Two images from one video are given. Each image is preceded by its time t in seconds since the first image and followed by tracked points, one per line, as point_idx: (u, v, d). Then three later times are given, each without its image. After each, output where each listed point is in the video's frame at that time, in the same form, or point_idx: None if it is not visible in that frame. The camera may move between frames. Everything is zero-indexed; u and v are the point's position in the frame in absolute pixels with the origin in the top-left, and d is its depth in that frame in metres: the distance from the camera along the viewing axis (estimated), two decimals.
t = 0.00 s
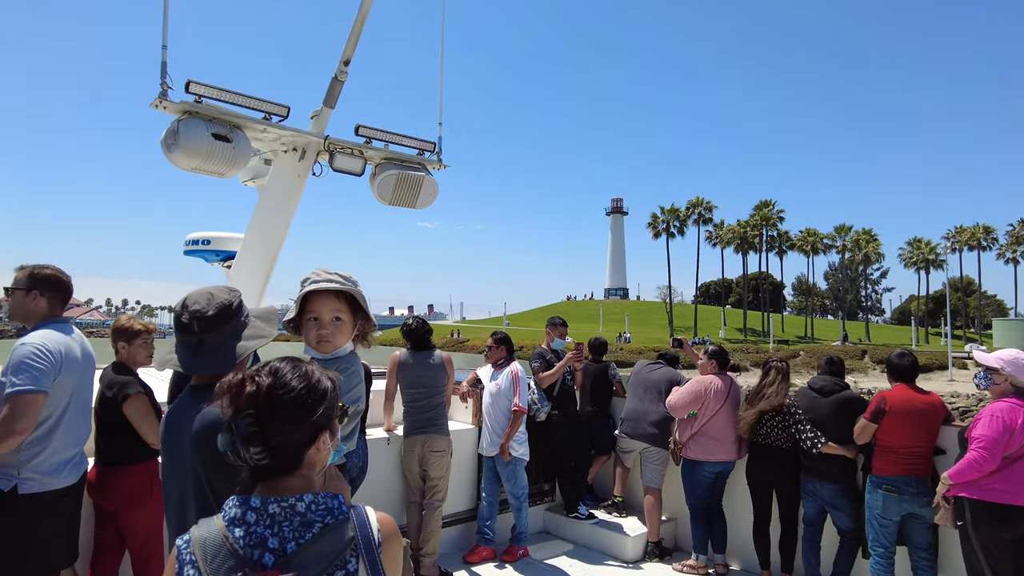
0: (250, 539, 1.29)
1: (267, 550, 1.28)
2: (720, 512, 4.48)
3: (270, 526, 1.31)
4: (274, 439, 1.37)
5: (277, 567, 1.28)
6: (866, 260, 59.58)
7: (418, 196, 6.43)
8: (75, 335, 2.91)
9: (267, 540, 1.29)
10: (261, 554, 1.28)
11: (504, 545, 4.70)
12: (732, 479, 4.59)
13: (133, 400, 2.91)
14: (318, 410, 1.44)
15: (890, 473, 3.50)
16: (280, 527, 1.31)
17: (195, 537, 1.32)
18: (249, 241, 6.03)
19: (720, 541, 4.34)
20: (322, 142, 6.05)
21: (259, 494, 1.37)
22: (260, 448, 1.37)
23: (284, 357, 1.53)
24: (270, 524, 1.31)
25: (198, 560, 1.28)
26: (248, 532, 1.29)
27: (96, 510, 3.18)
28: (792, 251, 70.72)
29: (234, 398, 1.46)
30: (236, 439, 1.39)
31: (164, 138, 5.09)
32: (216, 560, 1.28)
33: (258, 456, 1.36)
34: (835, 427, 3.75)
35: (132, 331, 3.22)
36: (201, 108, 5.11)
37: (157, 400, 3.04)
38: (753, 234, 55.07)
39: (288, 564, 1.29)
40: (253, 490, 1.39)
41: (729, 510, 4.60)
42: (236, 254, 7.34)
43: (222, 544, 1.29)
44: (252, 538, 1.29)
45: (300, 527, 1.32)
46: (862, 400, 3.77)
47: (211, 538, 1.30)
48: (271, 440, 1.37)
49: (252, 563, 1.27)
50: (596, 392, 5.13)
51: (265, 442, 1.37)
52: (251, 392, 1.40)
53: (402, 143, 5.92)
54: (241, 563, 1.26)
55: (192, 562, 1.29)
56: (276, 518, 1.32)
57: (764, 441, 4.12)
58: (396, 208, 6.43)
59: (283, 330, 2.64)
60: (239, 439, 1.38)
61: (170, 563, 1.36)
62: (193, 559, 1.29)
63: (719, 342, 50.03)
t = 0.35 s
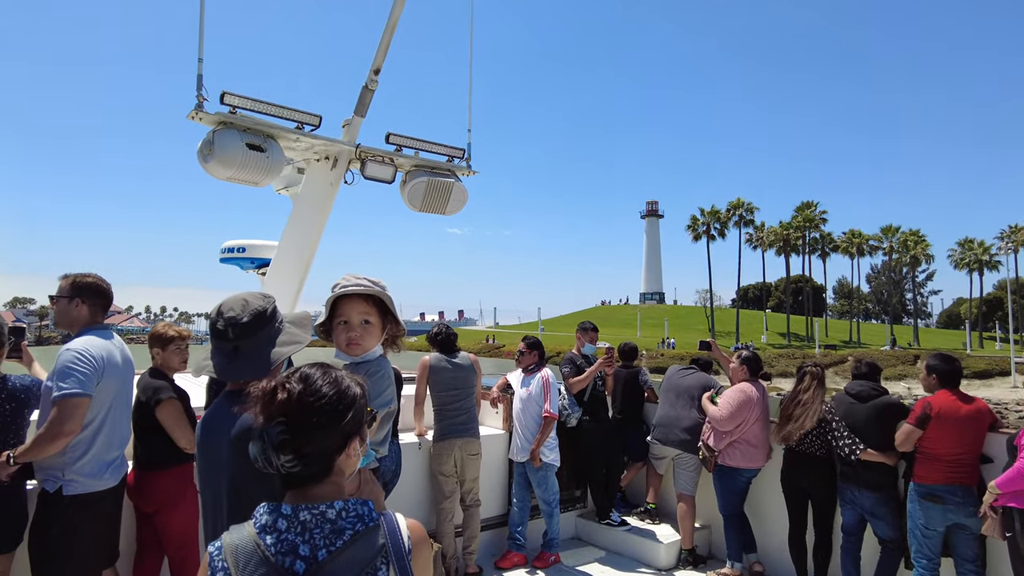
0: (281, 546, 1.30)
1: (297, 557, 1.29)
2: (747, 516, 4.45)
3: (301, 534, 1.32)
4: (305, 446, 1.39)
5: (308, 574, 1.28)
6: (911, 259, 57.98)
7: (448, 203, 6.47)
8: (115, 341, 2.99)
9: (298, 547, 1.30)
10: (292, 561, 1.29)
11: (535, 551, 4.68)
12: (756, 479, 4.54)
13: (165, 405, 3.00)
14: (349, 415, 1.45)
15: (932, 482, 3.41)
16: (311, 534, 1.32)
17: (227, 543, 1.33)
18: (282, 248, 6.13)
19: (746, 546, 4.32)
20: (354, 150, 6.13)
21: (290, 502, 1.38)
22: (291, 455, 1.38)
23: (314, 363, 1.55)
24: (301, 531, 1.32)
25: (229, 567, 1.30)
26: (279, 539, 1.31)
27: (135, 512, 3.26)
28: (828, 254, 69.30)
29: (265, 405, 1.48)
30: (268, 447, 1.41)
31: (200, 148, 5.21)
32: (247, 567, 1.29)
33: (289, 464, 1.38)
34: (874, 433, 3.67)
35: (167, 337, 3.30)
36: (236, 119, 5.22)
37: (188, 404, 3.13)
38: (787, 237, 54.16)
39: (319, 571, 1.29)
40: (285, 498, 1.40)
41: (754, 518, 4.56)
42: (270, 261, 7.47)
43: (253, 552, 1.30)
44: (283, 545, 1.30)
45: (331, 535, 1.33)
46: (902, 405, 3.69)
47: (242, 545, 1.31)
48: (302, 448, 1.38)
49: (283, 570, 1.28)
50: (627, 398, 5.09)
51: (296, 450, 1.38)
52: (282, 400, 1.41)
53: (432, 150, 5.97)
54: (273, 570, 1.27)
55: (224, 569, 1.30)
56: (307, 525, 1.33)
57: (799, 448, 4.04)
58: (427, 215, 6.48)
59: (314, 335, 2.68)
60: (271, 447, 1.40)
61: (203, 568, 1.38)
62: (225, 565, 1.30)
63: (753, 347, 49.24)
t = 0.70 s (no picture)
0: (304, 549, 1.31)
1: (320, 560, 1.30)
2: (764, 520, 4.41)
3: (323, 536, 1.33)
4: (327, 449, 1.39)
5: None
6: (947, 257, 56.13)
7: (467, 206, 6.50)
8: (141, 344, 3.03)
9: (321, 550, 1.31)
10: (314, 564, 1.30)
11: (555, 555, 4.67)
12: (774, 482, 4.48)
13: (182, 408, 3.07)
14: (370, 417, 1.46)
15: (960, 486, 3.36)
16: (333, 537, 1.33)
17: (249, 546, 1.34)
18: (303, 252, 6.19)
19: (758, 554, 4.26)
20: (373, 154, 6.18)
21: (312, 504, 1.39)
22: (313, 458, 1.39)
23: (332, 366, 1.56)
24: (323, 534, 1.33)
25: (252, 570, 1.31)
26: (301, 542, 1.32)
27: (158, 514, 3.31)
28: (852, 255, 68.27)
29: (284, 409, 1.48)
30: (290, 450, 1.42)
31: (222, 154, 5.28)
32: (271, 570, 1.30)
33: (311, 467, 1.39)
34: (899, 435, 3.61)
35: (186, 340, 3.35)
36: (257, 125, 5.29)
37: (205, 408, 3.19)
38: (807, 238, 53.52)
39: (341, 573, 1.31)
40: (307, 501, 1.41)
41: (768, 521, 4.52)
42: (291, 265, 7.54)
43: (277, 555, 1.31)
44: (305, 547, 1.31)
45: (353, 537, 1.34)
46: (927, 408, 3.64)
47: (265, 548, 1.33)
48: (324, 450, 1.39)
49: (305, 573, 1.29)
50: (646, 401, 5.06)
51: (318, 453, 1.39)
52: (303, 403, 1.42)
53: (451, 154, 5.99)
54: (295, 572, 1.29)
55: (247, 571, 1.32)
56: (328, 527, 1.34)
57: (823, 451, 3.99)
58: (445, 218, 6.50)
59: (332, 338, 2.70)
60: (293, 450, 1.40)
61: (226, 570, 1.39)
62: (248, 568, 1.32)
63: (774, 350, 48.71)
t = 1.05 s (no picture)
0: (314, 550, 1.31)
1: (330, 561, 1.31)
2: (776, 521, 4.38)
3: (333, 537, 1.33)
4: (336, 452, 1.39)
5: None
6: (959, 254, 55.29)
7: (474, 208, 6.50)
8: (150, 345, 3.04)
9: (331, 551, 1.32)
10: (325, 565, 1.30)
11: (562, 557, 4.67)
12: (781, 486, 4.46)
13: (187, 409, 3.12)
14: (377, 419, 1.47)
15: (972, 489, 3.34)
16: (343, 538, 1.34)
17: (259, 547, 1.34)
18: (311, 254, 6.21)
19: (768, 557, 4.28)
20: (381, 157, 6.19)
21: (320, 505, 1.40)
22: (323, 462, 1.39)
23: (339, 369, 1.56)
24: (333, 535, 1.33)
25: (262, 571, 1.31)
26: (312, 543, 1.32)
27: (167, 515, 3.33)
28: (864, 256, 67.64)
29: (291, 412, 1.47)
30: (298, 454, 1.41)
31: (231, 157, 5.31)
32: (282, 570, 1.30)
33: (320, 470, 1.39)
34: (909, 438, 3.59)
35: (192, 342, 3.36)
36: (266, 128, 5.31)
37: (210, 410, 3.23)
38: (826, 238, 53.10)
39: (352, 574, 1.31)
40: (316, 503, 1.41)
41: (783, 524, 4.47)
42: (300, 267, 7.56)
43: (287, 556, 1.31)
44: (315, 549, 1.31)
45: (363, 537, 1.35)
46: (937, 410, 3.63)
47: (274, 549, 1.32)
48: (333, 454, 1.39)
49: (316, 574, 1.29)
50: (654, 404, 5.06)
51: (327, 456, 1.39)
52: (312, 407, 1.42)
53: (458, 156, 6.00)
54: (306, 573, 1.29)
55: (257, 572, 1.31)
56: (339, 528, 1.35)
57: (832, 455, 3.97)
58: (453, 220, 6.52)
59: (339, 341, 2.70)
60: (301, 454, 1.40)
61: (235, 571, 1.39)
62: (258, 569, 1.31)
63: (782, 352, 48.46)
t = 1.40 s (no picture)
0: (321, 548, 1.31)
1: (337, 558, 1.31)
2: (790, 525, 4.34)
3: (339, 535, 1.33)
4: (347, 461, 1.39)
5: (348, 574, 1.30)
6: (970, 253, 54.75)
7: (476, 209, 6.51)
8: (153, 347, 3.04)
9: (337, 548, 1.32)
10: (331, 562, 1.30)
11: (565, 559, 4.66)
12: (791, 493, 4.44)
13: (191, 410, 3.14)
14: (383, 423, 1.47)
15: (975, 490, 3.33)
16: (349, 535, 1.34)
17: (265, 545, 1.32)
18: (314, 255, 6.21)
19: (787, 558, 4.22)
20: (384, 158, 6.20)
21: (326, 506, 1.40)
22: (334, 472, 1.38)
23: (339, 372, 1.53)
24: (339, 533, 1.34)
25: (269, 570, 1.29)
26: (318, 541, 1.32)
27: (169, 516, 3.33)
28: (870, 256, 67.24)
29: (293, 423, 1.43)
30: (307, 465, 1.39)
31: (234, 158, 5.31)
32: (288, 569, 1.29)
33: (332, 480, 1.38)
34: (913, 440, 3.59)
35: (196, 343, 3.36)
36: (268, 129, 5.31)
37: (211, 410, 3.28)
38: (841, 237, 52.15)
39: (358, 571, 1.31)
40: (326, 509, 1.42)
41: (797, 528, 4.42)
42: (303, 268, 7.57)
43: (294, 554, 1.30)
44: (322, 546, 1.31)
45: (368, 534, 1.35)
46: (939, 411, 3.64)
47: (280, 547, 1.31)
48: (345, 463, 1.39)
49: (322, 572, 1.29)
50: (656, 405, 5.07)
51: (339, 466, 1.38)
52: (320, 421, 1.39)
53: (460, 157, 6.01)
54: (313, 571, 1.28)
55: (263, 571, 1.29)
56: (344, 527, 1.35)
57: (836, 456, 3.95)
58: (455, 222, 6.52)
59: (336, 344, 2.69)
60: (311, 465, 1.39)
61: (238, 570, 1.37)
62: (264, 568, 1.29)
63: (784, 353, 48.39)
